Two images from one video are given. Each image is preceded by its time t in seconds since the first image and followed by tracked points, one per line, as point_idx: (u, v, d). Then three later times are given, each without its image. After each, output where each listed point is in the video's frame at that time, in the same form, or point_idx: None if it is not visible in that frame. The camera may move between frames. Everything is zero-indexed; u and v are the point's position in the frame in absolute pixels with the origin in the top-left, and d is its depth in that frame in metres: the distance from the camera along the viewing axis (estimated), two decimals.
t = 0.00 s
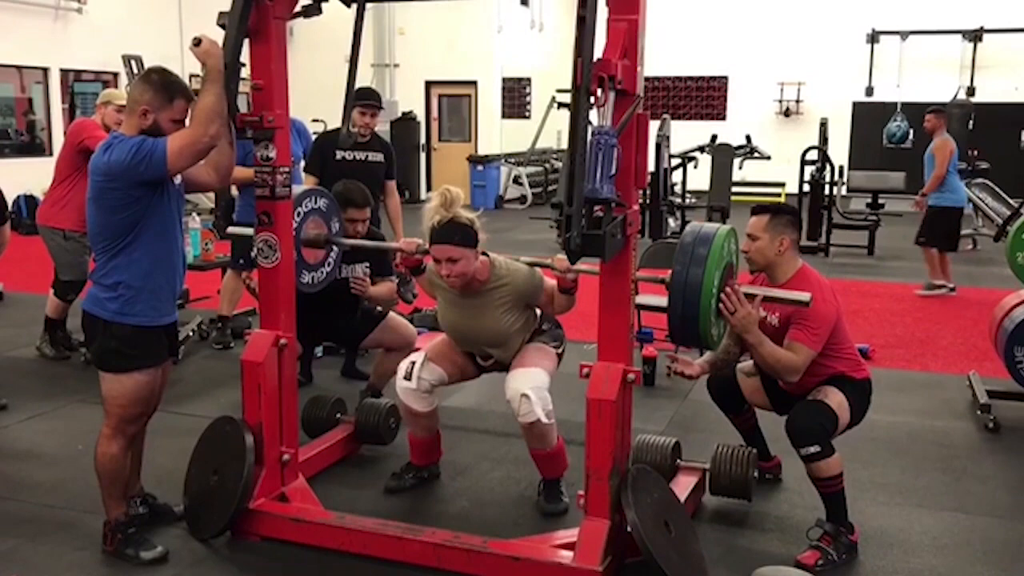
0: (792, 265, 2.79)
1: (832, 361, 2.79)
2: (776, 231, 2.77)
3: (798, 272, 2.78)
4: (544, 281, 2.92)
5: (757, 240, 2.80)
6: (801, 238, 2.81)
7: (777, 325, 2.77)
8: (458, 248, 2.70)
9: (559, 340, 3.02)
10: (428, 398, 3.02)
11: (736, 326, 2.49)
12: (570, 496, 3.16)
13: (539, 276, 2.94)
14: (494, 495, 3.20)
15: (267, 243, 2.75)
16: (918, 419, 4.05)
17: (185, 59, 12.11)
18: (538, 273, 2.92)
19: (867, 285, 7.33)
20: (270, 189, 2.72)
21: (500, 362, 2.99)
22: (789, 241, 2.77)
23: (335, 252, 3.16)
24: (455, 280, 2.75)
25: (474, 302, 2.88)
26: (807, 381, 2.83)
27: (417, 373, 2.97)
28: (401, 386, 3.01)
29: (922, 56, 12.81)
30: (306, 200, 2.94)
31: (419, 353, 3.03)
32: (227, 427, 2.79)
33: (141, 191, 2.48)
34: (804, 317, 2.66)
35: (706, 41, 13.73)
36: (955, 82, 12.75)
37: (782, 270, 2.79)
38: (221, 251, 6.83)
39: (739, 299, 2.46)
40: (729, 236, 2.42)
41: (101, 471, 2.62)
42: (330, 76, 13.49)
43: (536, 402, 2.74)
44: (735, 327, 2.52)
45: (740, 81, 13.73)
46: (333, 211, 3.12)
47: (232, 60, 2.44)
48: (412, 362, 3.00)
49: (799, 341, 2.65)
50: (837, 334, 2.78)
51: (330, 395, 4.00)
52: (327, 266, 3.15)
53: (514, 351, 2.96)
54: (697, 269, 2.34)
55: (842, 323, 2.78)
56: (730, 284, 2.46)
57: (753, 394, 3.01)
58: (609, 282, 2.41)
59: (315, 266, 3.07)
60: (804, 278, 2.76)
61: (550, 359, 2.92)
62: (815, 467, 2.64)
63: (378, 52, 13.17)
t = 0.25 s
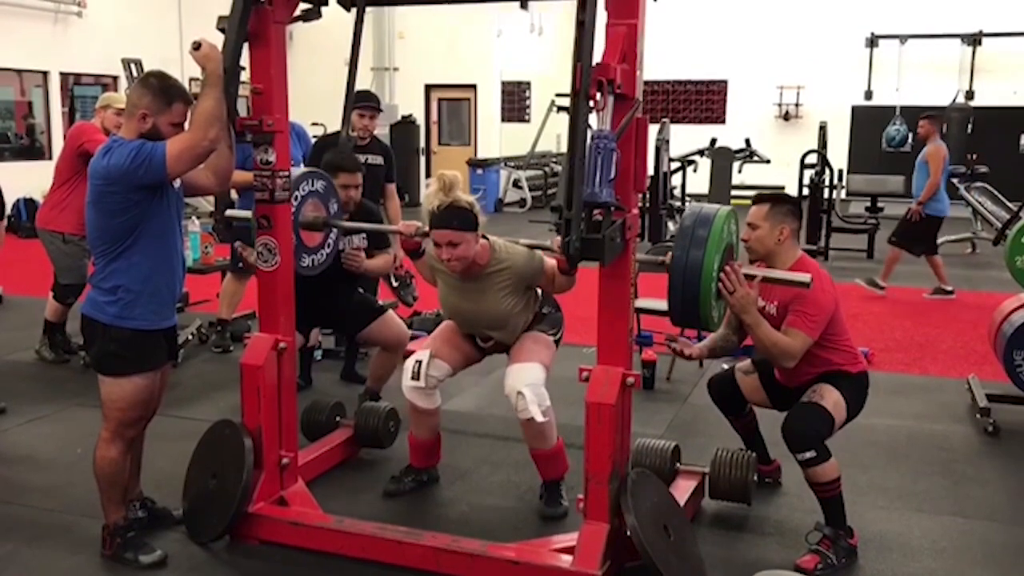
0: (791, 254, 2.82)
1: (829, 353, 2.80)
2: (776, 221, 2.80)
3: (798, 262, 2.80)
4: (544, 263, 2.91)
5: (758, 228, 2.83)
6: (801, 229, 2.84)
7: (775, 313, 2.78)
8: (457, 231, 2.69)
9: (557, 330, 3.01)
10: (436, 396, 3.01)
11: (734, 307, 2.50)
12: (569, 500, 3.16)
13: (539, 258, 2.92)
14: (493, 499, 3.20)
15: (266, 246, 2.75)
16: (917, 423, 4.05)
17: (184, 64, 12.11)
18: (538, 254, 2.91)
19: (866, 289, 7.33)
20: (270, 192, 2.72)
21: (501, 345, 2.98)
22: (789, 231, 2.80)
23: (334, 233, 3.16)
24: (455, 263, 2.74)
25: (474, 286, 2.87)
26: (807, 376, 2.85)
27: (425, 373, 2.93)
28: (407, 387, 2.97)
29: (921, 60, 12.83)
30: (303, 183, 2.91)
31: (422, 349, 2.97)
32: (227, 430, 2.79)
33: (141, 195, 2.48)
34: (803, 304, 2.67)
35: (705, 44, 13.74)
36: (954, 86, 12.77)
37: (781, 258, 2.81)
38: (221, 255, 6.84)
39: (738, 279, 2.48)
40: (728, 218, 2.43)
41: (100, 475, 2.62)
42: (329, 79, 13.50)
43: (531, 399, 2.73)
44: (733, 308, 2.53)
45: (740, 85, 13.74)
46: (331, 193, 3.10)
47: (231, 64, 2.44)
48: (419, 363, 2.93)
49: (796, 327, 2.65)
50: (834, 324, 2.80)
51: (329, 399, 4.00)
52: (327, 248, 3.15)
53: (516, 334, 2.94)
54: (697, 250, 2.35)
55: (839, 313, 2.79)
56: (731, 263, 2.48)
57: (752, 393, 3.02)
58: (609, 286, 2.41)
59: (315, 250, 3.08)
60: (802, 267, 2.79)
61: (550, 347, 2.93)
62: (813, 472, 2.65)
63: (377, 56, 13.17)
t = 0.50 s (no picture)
0: (790, 235, 2.82)
1: (826, 338, 2.80)
2: (775, 201, 2.80)
3: (797, 243, 2.80)
4: (543, 250, 2.90)
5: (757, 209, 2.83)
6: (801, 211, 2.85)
7: (773, 294, 2.78)
8: (455, 216, 2.70)
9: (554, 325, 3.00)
10: (439, 397, 3.00)
11: (730, 281, 2.50)
12: (569, 505, 3.16)
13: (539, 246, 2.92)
14: (492, 504, 3.20)
15: (265, 251, 2.74)
16: (917, 427, 4.05)
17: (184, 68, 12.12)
18: (537, 242, 2.90)
19: (865, 293, 7.34)
20: (269, 197, 2.72)
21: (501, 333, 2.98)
22: (788, 212, 2.81)
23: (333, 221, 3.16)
24: (453, 249, 2.74)
25: (473, 273, 2.87)
26: (804, 361, 2.85)
27: (428, 374, 2.92)
28: (409, 388, 2.97)
29: (919, 64, 12.87)
30: (300, 171, 2.89)
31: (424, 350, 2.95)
32: (226, 435, 2.79)
33: (139, 199, 2.48)
34: (801, 283, 2.67)
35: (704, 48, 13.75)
36: (952, 90, 12.82)
37: (780, 239, 2.82)
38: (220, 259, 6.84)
39: (736, 256, 2.48)
40: (727, 202, 2.43)
41: (99, 479, 2.61)
42: (329, 84, 13.51)
43: (533, 399, 2.74)
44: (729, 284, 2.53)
45: (739, 89, 13.75)
46: (327, 181, 3.08)
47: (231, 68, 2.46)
48: (422, 364, 2.92)
49: (793, 306, 2.65)
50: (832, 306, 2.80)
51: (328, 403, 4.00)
52: (326, 235, 3.15)
53: (515, 321, 2.94)
54: (696, 235, 2.36)
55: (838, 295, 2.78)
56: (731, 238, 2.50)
57: (753, 387, 3.01)
58: (608, 291, 2.41)
59: (313, 238, 3.08)
60: (800, 248, 2.78)
61: (550, 342, 2.93)
62: (811, 476, 2.65)
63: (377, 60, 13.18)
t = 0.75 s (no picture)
0: (788, 219, 2.83)
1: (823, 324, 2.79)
2: (774, 184, 2.80)
3: (795, 227, 2.81)
4: (542, 241, 2.91)
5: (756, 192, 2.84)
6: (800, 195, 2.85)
7: (770, 277, 2.77)
8: (455, 202, 2.70)
9: (553, 326, 2.98)
10: (435, 401, 3.00)
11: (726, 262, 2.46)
12: (568, 508, 3.15)
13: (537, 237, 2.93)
14: (491, 507, 3.19)
15: (264, 254, 2.75)
16: (916, 430, 4.05)
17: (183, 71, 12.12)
18: (536, 233, 2.91)
19: (864, 296, 7.34)
20: (268, 200, 2.73)
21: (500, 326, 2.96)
22: (787, 195, 2.81)
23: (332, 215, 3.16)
24: (452, 236, 2.74)
25: (472, 262, 2.86)
26: (799, 348, 2.83)
27: (422, 378, 2.91)
28: (405, 392, 2.97)
29: (918, 67, 12.90)
30: (299, 166, 2.90)
31: (419, 353, 2.95)
32: (225, 439, 2.79)
33: (137, 202, 2.48)
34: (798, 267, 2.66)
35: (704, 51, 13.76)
36: (951, 93, 12.85)
37: (779, 223, 2.83)
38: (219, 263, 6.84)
39: (733, 234, 2.43)
40: (725, 189, 2.41)
41: (97, 483, 2.61)
42: (328, 87, 13.52)
43: (535, 403, 2.73)
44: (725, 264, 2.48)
45: (738, 92, 13.74)
46: (326, 174, 3.09)
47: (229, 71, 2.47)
48: (417, 368, 2.92)
49: (790, 288, 2.65)
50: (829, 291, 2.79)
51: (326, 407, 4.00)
52: (325, 228, 3.17)
53: (512, 312, 2.93)
54: (695, 223, 2.34)
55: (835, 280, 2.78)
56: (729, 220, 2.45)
57: (753, 383, 3.02)
58: (607, 294, 2.41)
59: (313, 231, 3.09)
60: (799, 232, 2.79)
61: (546, 340, 2.91)
62: (811, 478, 2.64)
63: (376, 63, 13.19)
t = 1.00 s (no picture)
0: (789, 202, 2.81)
1: (819, 308, 2.76)
2: (775, 164, 2.80)
3: (794, 208, 2.81)
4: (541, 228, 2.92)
5: (757, 172, 2.84)
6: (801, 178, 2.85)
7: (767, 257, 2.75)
8: (455, 180, 2.71)
9: (553, 324, 2.99)
10: (433, 404, 3.00)
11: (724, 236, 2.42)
12: (567, 511, 3.15)
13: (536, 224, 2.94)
14: (491, 510, 3.19)
15: (264, 256, 2.75)
16: (916, 432, 4.04)
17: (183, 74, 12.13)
18: (534, 218, 2.92)
19: (865, 298, 7.34)
20: (268, 203, 2.73)
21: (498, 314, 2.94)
22: (787, 176, 2.81)
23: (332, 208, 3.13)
24: (451, 214, 2.75)
25: (472, 245, 2.86)
26: (794, 331, 2.80)
27: (419, 382, 2.91)
28: (403, 395, 2.97)
29: (918, 69, 12.91)
30: (298, 157, 2.92)
31: (415, 356, 2.94)
32: (223, 441, 2.78)
33: (136, 205, 2.48)
34: (796, 246, 2.65)
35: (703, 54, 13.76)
36: (951, 95, 12.87)
37: (779, 204, 2.82)
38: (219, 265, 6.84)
39: (730, 207, 2.40)
40: (725, 168, 2.40)
41: (96, 485, 2.61)
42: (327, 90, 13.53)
43: (539, 408, 2.73)
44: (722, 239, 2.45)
45: (737, 95, 13.72)
46: (325, 167, 3.09)
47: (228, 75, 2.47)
48: (414, 371, 2.91)
49: (786, 268, 2.63)
50: (826, 275, 2.76)
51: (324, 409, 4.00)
52: (325, 220, 3.13)
53: (510, 299, 2.92)
54: (695, 203, 2.33)
55: (833, 264, 2.75)
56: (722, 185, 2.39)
57: (754, 380, 3.00)
58: (606, 297, 2.41)
59: (313, 222, 3.06)
60: (798, 214, 2.79)
61: (545, 341, 2.88)
62: (811, 476, 2.65)
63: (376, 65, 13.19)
